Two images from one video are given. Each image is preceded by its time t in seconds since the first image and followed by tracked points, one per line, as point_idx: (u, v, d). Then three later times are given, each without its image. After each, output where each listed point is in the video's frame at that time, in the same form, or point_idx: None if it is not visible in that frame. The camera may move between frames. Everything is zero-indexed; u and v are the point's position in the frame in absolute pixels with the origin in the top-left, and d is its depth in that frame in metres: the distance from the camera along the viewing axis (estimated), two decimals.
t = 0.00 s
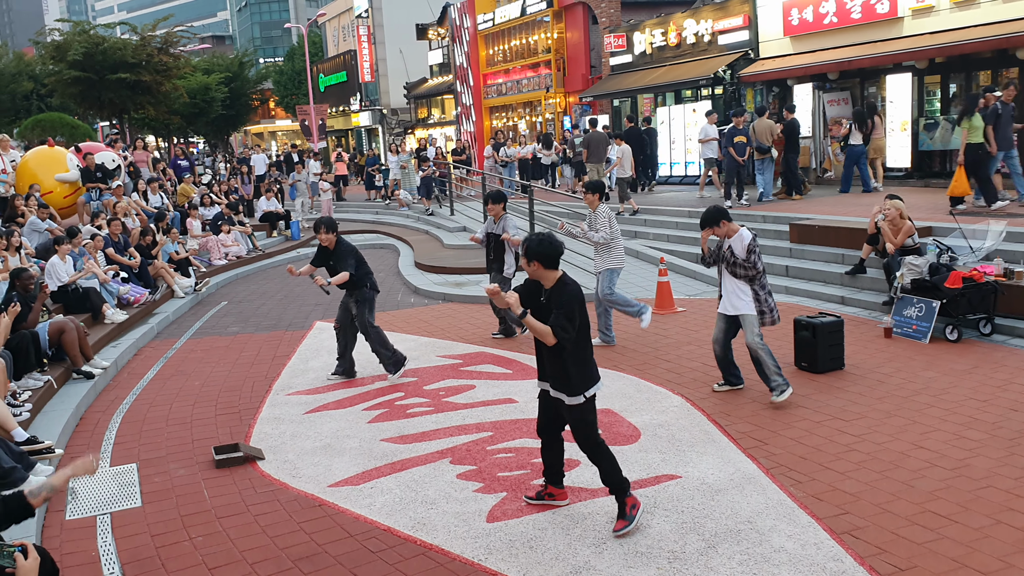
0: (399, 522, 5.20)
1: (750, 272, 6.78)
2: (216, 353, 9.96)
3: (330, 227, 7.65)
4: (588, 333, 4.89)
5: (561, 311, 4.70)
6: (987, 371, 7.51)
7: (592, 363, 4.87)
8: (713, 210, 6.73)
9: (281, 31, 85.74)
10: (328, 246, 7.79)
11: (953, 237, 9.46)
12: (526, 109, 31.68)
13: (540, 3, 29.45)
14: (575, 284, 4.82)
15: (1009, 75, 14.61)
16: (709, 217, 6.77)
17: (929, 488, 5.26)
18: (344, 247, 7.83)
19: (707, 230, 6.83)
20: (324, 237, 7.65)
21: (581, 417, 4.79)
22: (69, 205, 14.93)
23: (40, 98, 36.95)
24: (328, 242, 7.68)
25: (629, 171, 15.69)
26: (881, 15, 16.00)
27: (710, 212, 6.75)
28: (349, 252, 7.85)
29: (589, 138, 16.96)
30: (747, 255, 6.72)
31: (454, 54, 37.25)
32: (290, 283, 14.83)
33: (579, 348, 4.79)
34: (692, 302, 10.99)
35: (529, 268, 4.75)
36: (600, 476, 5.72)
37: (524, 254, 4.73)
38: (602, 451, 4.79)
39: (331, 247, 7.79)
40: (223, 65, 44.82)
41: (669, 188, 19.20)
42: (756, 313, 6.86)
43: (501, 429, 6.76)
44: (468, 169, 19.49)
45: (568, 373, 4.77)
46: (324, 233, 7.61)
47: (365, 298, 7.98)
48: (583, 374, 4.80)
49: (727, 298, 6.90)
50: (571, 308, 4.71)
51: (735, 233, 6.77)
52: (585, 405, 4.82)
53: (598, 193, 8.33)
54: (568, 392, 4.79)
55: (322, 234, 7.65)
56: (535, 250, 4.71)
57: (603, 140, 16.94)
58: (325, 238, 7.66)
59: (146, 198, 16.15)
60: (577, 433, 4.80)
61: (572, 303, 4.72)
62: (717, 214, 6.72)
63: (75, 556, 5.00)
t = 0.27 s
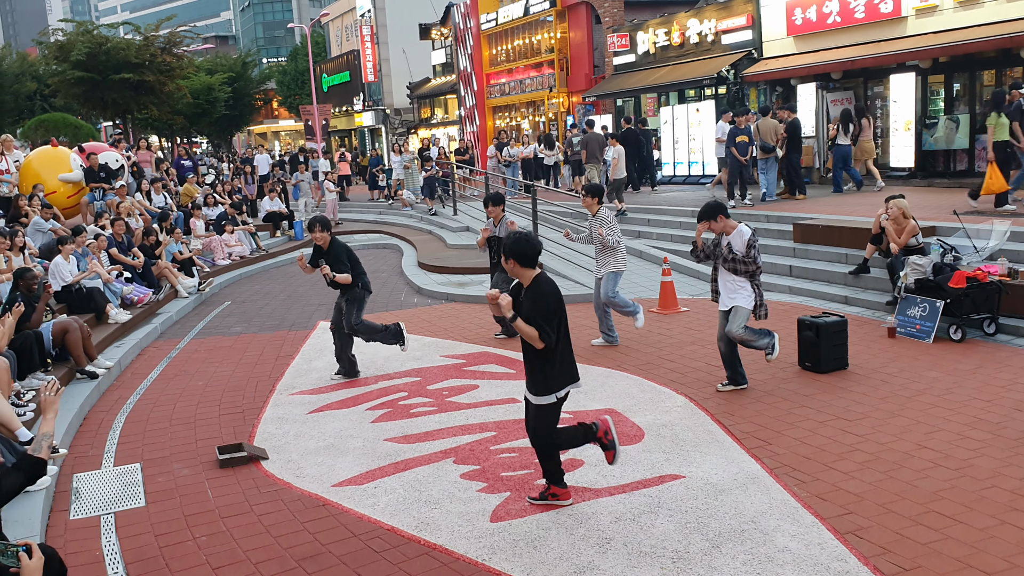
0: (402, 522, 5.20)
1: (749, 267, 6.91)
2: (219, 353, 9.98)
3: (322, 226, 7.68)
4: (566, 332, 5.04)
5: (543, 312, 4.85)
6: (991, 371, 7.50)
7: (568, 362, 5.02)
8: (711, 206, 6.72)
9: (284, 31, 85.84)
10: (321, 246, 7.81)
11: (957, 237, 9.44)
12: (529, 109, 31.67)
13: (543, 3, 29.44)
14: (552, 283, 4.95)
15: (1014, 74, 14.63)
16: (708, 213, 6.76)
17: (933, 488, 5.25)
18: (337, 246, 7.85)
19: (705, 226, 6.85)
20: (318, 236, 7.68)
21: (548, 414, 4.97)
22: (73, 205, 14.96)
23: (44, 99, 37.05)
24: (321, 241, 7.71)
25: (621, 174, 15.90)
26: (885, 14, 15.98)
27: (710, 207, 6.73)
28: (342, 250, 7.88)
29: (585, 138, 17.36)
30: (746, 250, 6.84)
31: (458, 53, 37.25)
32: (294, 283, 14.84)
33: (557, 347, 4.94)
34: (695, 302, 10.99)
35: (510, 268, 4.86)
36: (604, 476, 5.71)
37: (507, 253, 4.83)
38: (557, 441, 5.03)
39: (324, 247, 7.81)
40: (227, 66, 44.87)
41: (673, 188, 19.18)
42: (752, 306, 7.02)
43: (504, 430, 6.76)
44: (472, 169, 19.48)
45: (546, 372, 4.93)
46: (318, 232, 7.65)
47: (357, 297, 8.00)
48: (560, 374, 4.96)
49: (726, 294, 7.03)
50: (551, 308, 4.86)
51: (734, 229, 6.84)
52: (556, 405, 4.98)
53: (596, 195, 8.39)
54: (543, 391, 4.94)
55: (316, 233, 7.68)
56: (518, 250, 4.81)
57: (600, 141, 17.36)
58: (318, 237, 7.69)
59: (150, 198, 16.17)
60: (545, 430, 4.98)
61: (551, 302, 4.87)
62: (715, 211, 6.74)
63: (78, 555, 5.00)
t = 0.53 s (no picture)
0: (405, 522, 5.20)
1: (754, 269, 6.88)
2: (222, 353, 9.99)
3: (324, 227, 7.62)
4: (547, 334, 4.90)
5: (515, 308, 4.74)
6: (994, 371, 7.49)
7: (547, 364, 4.89)
8: (714, 206, 6.86)
9: (287, 31, 85.96)
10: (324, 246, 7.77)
11: (960, 237, 9.43)
12: (531, 109, 31.68)
13: (546, 3, 29.45)
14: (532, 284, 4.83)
15: (1017, 74, 14.66)
16: (712, 212, 6.88)
17: (935, 488, 5.25)
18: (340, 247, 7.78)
19: (709, 225, 6.95)
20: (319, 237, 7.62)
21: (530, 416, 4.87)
22: (75, 205, 14.99)
23: (47, 99, 37.14)
24: (323, 242, 7.66)
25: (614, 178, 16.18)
26: (887, 15, 15.97)
27: (713, 206, 6.86)
28: (345, 252, 7.80)
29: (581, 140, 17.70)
30: (750, 251, 6.85)
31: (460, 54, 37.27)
32: (296, 283, 14.86)
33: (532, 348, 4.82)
34: (697, 303, 10.99)
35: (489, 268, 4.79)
36: (606, 477, 5.71)
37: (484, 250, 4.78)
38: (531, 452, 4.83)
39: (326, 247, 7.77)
40: (229, 66, 44.94)
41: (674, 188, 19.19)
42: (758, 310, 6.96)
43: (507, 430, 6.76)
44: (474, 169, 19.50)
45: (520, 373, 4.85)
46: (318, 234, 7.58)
47: (359, 299, 7.93)
48: (535, 375, 4.85)
49: (730, 295, 7.01)
50: (525, 307, 4.75)
51: (739, 230, 6.90)
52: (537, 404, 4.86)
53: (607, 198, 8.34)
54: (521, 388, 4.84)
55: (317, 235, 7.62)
56: (495, 250, 4.74)
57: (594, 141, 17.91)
58: (319, 238, 7.63)
59: (152, 198, 16.19)
60: (522, 432, 4.83)
61: (525, 303, 4.76)
62: (718, 210, 6.85)
63: (81, 555, 5.01)
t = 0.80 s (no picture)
0: (407, 522, 5.21)
1: (769, 276, 6.70)
2: (224, 353, 10.00)
3: (331, 232, 7.53)
4: (523, 350, 4.77)
5: (489, 319, 4.66)
6: (996, 371, 7.49)
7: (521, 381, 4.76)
8: (732, 211, 6.73)
9: (289, 32, 86.06)
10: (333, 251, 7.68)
11: (962, 237, 9.42)
12: (534, 109, 31.68)
13: (548, 4, 29.46)
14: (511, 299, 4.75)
15: (1019, 75, 14.65)
16: (729, 216, 6.74)
17: (938, 489, 5.24)
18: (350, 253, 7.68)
19: (726, 230, 6.80)
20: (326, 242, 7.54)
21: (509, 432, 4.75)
22: (78, 206, 15.03)
23: (49, 99, 37.20)
24: (331, 247, 7.57)
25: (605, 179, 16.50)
26: (890, 15, 15.95)
27: (731, 210, 6.73)
28: (354, 257, 7.68)
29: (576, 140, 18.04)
30: (767, 258, 6.69)
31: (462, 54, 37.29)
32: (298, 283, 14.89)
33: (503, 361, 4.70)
34: (700, 303, 10.98)
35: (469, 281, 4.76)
36: (608, 477, 5.72)
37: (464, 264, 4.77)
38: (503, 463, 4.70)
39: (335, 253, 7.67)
40: (232, 66, 44.99)
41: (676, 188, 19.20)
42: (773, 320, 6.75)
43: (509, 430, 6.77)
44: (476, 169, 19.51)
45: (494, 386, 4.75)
46: (327, 238, 7.50)
47: (366, 307, 7.82)
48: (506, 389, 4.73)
49: (744, 302, 6.80)
50: (499, 318, 4.67)
51: (755, 236, 6.75)
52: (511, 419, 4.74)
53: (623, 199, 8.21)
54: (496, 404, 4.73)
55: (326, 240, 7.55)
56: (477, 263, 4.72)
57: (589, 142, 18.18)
58: (326, 243, 7.55)
59: (155, 199, 16.21)
60: (494, 447, 4.70)
61: (500, 315, 4.67)
62: (736, 215, 6.71)
63: (84, 556, 5.02)
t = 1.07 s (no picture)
0: (410, 522, 5.21)
1: (781, 278, 6.60)
2: (227, 353, 10.01)
3: (335, 230, 7.50)
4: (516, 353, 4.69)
5: (483, 324, 4.54)
6: (999, 371, 7.48)
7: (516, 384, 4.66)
8: (744, 209, 6.62)
9: (292, 32, 86.13)
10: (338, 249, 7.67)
11: (965, 237, 9.40)
12: (536, 109, 31.68)
13: (551, 4, 29.45)
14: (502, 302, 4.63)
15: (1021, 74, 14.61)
16: (741, 216, 6.65)
17: (941, 489, 5.24)
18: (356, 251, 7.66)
19: (738, 230, 6.72)
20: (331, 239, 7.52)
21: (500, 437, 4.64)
22: (81, 206, 15.05)
23: (52, 99, 37.25)
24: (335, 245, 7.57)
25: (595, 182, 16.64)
26: (892, 14, 15.93)
27: (743, 210, 6.63)
28: (359, 256, 7.66)
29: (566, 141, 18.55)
30: (777, 259, 6.58)
31: (465, 54, 37.28)
32: (301, 283, 14.91)
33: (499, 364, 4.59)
34: (703, 303, 10.98)
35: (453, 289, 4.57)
36: (611, 477, 5.71)
37: (445, 273, 4.57)
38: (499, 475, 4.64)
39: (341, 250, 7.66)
40: (234, 66, 45.03)
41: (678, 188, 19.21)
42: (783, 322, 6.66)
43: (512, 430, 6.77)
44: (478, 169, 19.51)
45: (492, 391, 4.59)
46: (331, 236, 7.49)
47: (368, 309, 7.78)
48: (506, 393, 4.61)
49: (755, 302, 6.75)
50: (494, 321, 4.55)
51: (768, 236, 6.66)
52: (509, 425, 4.63)
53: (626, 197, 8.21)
54: (494, 411, 4.59)
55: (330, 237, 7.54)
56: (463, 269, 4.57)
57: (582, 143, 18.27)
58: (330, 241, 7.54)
59: (157, 199, 16.23)
60: (492, 456, 4.62)
61: (495, 319, 4.55)
62: (747, 214, 6.62)
63: (87, 556, 5.03)
